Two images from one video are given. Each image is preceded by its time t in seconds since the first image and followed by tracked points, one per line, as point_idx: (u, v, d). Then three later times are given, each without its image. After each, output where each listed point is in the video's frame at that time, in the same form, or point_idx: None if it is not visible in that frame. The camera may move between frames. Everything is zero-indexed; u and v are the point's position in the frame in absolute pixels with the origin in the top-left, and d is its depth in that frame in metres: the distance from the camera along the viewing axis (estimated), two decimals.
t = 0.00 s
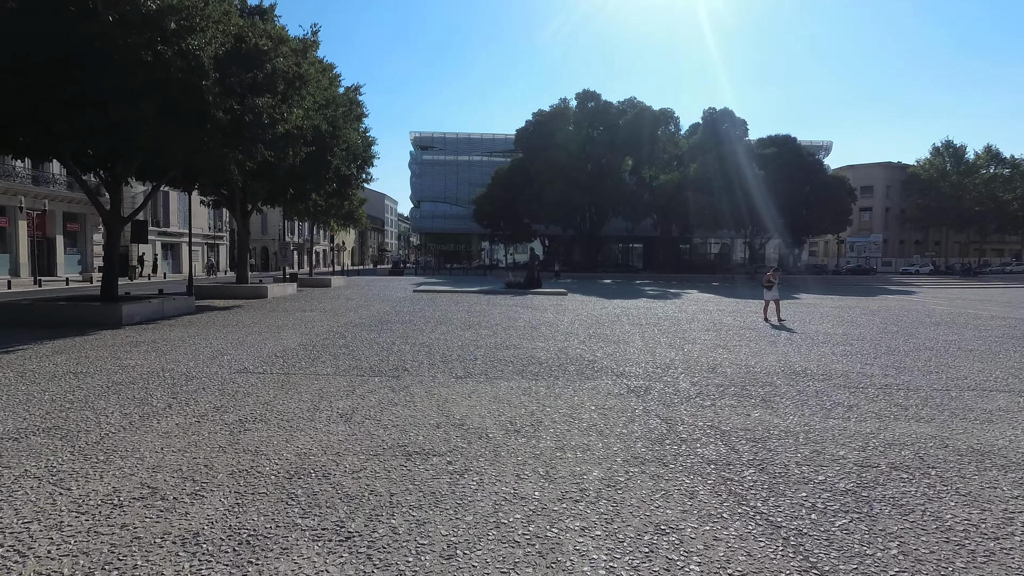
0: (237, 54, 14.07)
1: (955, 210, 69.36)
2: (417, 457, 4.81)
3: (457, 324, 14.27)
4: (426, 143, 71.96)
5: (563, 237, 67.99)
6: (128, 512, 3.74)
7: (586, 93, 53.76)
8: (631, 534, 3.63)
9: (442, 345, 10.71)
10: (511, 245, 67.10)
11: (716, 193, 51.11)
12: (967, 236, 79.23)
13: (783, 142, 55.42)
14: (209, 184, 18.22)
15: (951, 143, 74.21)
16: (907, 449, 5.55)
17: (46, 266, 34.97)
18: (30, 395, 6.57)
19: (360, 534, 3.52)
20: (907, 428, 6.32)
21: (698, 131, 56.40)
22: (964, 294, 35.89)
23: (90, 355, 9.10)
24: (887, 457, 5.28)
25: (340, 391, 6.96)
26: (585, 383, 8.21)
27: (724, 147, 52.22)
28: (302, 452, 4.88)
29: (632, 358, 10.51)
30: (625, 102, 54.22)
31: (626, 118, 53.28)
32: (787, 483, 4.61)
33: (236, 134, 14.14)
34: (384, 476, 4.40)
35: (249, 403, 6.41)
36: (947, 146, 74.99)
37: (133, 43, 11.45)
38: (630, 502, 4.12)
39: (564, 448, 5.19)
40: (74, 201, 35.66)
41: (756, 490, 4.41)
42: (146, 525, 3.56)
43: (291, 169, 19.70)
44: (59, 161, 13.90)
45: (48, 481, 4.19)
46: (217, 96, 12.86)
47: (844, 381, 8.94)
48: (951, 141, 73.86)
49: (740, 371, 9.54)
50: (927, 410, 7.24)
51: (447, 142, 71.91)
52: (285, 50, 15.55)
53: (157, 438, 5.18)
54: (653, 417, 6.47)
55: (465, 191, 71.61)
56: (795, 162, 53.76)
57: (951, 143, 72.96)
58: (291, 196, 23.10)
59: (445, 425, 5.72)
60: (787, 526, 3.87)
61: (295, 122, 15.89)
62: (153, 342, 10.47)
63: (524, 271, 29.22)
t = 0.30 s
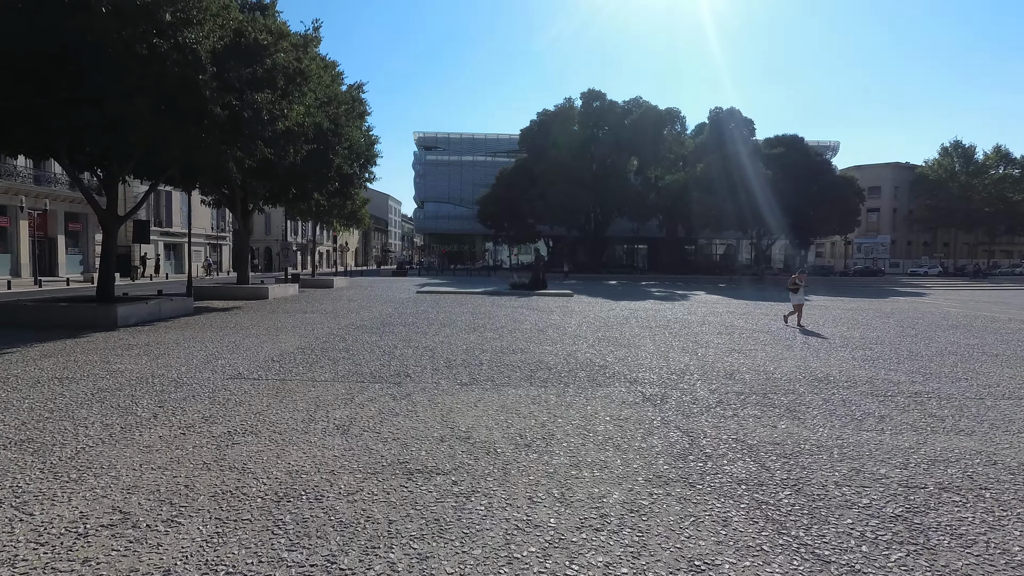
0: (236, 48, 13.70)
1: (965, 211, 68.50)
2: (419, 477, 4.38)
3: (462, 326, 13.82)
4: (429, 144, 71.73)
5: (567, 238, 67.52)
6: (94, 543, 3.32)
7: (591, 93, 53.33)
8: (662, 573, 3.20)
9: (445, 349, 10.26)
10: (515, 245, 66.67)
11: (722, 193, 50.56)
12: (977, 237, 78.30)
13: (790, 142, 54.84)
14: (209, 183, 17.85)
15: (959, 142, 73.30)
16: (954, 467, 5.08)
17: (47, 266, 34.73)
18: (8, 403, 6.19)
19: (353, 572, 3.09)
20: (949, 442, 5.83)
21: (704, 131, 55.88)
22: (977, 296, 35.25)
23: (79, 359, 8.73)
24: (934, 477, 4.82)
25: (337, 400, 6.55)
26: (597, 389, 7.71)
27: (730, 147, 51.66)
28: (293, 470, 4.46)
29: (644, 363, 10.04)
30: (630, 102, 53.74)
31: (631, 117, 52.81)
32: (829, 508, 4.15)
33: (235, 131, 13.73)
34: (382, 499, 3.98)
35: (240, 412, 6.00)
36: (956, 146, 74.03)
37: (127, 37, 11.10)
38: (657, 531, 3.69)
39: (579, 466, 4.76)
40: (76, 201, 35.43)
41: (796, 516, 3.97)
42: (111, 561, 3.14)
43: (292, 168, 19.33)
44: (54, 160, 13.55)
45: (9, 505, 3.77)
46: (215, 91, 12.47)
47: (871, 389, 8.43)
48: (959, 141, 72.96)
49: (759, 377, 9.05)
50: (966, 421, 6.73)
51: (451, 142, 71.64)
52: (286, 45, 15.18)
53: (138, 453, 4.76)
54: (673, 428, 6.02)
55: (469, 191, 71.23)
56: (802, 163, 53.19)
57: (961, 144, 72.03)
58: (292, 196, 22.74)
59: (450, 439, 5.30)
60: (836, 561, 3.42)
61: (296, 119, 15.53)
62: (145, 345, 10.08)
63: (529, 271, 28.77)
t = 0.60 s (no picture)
0: (235, 44, 13.31)
1: (973, 211, 67.73)
2: (421, 504, 3.95)
3: (466, 330, 13.43)
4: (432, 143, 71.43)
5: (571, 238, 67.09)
6: None
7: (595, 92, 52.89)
8: None
9: (449, 354, 9.85)
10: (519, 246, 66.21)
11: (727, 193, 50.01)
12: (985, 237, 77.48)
13: (796, 141, 54.28)
14: (208, 182, 17.46)
15: (967, 142, 72.40)
16: (1009, 491, 4.62)
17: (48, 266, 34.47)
18: None
19: None
20: (996, 460, 5.36)
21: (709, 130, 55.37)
22: (989, 297, 34.63)
23: (65, 365, 8.33)
24: (990, 502, 4.36)
25: (334, 412, 6.13)
26: (610, 398, 7.29)
27: (736, 146, 51.11)
28: (283, 496, 4.03)
29: (657, 369, 9.60)
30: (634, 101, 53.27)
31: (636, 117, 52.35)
32: (879, 541, 3.72)
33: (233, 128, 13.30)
34: (380, 531, 3.55)
35: (230, 425, 5.59)
36: (964, 146, 73.19)
37: (120, 30, 10.72)
38: (691, 572, 3.26)
39: (597, 489, 4.33)
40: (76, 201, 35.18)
41: (845, 553, 3.53)
42: None
43: (293, 167, 18.92)
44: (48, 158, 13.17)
45: None
46: (211, 87, 12.06)
47: (899, 398, 7.95)
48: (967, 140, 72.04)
49: (779, 384, 8.62)
50: (1009, 435, 6.25)
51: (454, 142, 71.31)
52: (285, 40, 14.77)
53: (113, 475, 4.34)
54: (695, 443, 5.58)
55: (472, 191, 70.87)
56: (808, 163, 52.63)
57: (969, 143, 71.19)
58: (294, 195, 22.35)
59: (455, 457, 4.87)
60: None
61: (296, 116, 15.13)
62: (137, 350, 9.68)
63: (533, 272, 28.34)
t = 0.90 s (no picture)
0: (232, 38, 12.94)
1: (979, 212, 67.08)
2: (423, 533, 3.53)
3: (469, 332, 13.00)
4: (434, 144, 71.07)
5: (574, 239, 66.66)
6: None
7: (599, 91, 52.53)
8: None
9: (452, 359, 9.43)
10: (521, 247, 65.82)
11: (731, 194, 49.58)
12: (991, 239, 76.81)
13: (802, 142, 53.77)
14: (206, 181, 17.08)
15: (973, 142, 71.44)
16: None
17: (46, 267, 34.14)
18: None
19: None
20: None
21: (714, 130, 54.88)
22: (999, 299, 34.10)
23: (50, 370, 7.94)
24: None
25: (329, 423, 5.73)
26: (624, 407, 6.85)
27: (740, 147, 50.63)
28: (270, 523, 3.61)
29: (670, 375, 9.18)
30: (638, 101, 52.86)
31: (640, 116, 51.92)
32: None
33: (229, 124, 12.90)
34: (375, 568, 3.13)
35: (218, 438, 5.20)
36: (971, 146, 72.41)
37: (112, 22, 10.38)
38: None
39: (619, 514, 3.90)
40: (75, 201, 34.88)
41: None
42: None
43: (293, 166, 18.56)
44: (39, 155, 12.82)
45: None
46: (206, 81, 11.67)
47: (929, 407, 7.51)
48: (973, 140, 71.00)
49: (800, 392, 8.15)
50: None
51: (456, 143, 70.93)
52: (284, 35, 14.37)
53: (83, 496, 3.93)
54: (720, 458, 5.15)
55: (474, 192, 70.49)
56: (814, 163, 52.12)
57: (975, 144, 70.42)
58: (294, 195, 21.97)
59: (460, 475, 4.46)
60: None
61: (295, 114, 14.75)
62: (127, 354, 9.29)
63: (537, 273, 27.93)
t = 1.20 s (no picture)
0: (229, 32, 12.54)
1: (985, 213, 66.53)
2: (429, 573, 3.11)
3: (474, 336, 12.61)
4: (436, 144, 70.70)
5: (576, 239, 66.26)
6: None
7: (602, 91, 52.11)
8: None
9: (458, 365, 9.04)
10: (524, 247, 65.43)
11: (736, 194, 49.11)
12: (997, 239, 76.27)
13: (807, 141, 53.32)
14: (204, 179, 16.67)
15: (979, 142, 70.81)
16: None
17: (45, 267, 33.79)
18: None
19: None
20: None
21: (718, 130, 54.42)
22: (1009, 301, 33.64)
23: (32, 376, 7.52)
24: None
25: (326, 437, 5.32)
26: (641, 419, 6.42)
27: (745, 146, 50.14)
28: (256, 559, 3.20)
29: (685, 382, 8.77)
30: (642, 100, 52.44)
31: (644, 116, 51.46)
32: None
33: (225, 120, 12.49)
34: None
35: (205, 454, 4.79)
36: (977, 146, 71.80)
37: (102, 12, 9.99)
38: None
39: (650, 548, 3.48)
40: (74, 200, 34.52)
41: None
42: None
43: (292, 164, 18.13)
44: (30, 152, 12.42)
45: None
46: (202, 76, 11.27)
47: (963, 417, 7.07)
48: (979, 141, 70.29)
49: (825, 400, 7.73)
50: None
51: (458, 142, 70.53)
52: (283, 29, 13.96)
53: (49, 526, 3.52)
54: (752, 477, 4.72)
55: (476, 192, 70.12)
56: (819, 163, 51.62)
57: (981, 144, 69.82)
58: (294, 194, 21.57)
59: (470, 500, 4.04)
60: None
61: (294, 110, 14.32)
62: (116, 359, 8.87)
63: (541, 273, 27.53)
